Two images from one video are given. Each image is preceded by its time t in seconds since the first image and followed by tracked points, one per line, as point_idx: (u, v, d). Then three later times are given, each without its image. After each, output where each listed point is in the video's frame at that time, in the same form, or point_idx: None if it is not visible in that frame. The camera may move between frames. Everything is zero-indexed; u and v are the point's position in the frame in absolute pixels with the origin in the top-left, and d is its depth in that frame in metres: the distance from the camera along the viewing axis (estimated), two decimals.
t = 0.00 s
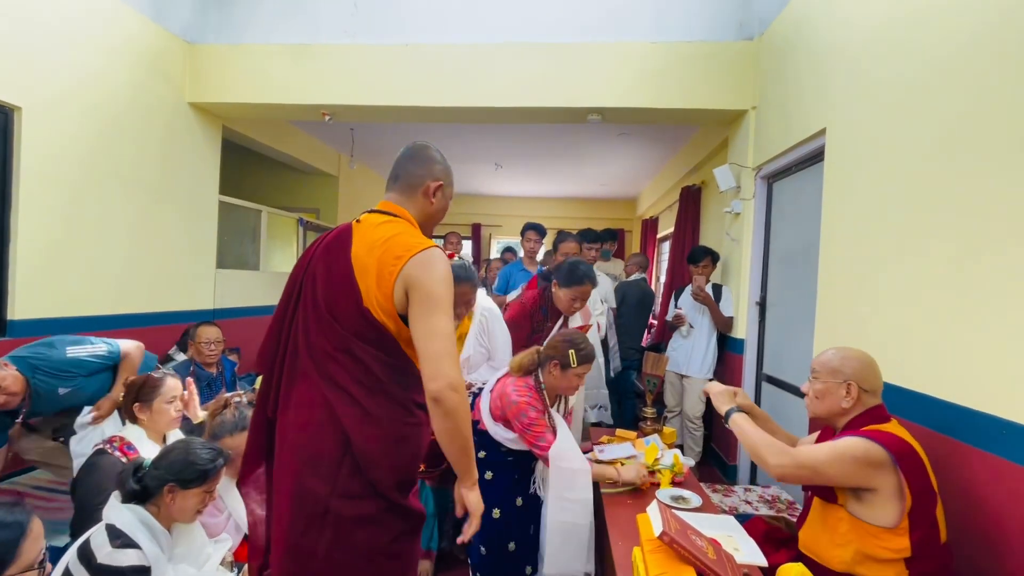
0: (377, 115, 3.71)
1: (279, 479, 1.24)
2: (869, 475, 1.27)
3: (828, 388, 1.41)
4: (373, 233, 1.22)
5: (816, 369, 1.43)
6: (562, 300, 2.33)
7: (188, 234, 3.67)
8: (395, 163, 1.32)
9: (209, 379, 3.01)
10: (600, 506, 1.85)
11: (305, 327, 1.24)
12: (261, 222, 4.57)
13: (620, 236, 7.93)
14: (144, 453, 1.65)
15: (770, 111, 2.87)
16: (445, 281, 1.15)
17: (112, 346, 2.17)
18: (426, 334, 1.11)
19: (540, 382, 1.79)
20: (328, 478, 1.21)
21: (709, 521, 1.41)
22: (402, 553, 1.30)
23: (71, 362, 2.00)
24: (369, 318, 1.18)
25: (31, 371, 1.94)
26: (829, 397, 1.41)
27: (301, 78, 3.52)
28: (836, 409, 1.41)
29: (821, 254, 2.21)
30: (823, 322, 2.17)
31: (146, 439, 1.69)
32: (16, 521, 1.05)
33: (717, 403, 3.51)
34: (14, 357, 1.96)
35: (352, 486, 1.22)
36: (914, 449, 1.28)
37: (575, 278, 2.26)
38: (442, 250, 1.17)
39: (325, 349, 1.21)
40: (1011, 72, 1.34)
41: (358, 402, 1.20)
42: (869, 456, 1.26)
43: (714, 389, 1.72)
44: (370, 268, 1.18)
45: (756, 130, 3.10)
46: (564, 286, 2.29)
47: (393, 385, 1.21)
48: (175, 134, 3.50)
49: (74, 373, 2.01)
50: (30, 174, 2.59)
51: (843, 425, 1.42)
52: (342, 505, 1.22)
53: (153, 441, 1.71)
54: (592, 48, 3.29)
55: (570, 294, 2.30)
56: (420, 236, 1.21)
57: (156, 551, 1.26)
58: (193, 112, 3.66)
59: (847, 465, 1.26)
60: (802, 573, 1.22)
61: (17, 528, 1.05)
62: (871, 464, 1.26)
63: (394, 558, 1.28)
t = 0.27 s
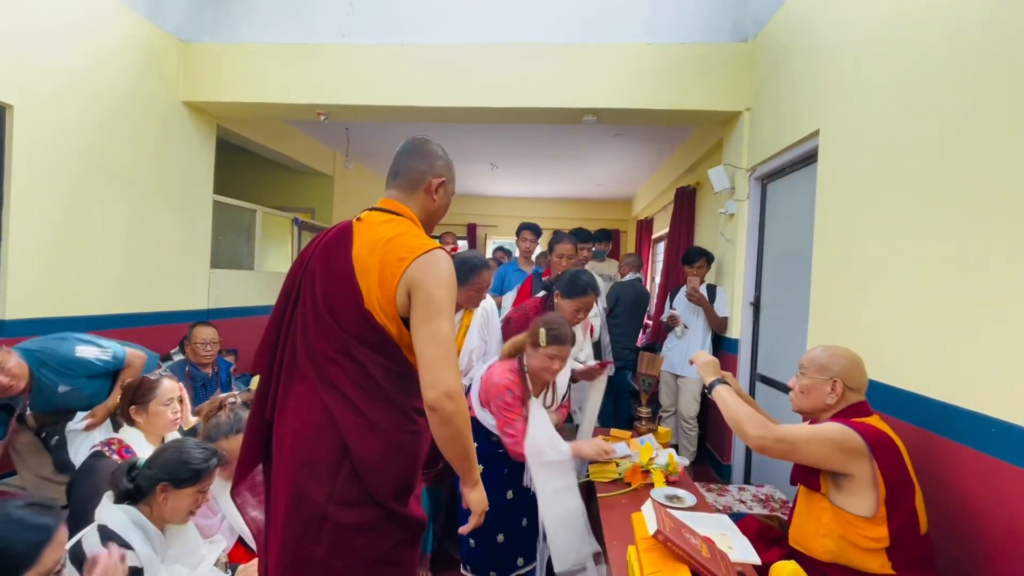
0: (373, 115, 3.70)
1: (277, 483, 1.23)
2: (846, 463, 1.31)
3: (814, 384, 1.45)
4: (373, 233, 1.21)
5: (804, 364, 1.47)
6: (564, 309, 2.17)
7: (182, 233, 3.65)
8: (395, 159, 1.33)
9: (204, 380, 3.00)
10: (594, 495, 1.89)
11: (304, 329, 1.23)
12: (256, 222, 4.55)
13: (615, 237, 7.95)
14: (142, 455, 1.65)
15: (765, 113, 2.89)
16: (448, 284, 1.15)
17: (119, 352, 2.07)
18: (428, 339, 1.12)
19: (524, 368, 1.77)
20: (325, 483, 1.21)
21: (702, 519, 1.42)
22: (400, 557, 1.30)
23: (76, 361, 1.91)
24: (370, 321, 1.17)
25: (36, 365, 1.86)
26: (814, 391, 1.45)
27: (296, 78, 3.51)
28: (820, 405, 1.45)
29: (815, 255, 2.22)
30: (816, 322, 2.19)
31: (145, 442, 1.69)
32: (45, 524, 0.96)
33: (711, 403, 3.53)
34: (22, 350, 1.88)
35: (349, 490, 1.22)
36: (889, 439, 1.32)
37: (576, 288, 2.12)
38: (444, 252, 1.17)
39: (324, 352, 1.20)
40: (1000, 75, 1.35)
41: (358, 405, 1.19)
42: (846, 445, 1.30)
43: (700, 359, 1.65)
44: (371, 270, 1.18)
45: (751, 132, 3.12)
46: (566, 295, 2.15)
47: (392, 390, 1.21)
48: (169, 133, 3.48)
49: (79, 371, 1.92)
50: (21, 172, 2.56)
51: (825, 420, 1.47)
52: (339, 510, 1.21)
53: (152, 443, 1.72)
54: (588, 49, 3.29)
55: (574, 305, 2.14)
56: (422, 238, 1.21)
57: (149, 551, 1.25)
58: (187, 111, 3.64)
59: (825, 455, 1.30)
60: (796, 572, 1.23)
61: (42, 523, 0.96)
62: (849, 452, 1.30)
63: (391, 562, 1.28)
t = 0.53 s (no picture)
0: (371, 116, 3.70)
1: (282, 483, 1.23)
2: (832, 455, 1.34)
3: (804, 383, 1.49)
4: (380, 232, 1.22)
5: (794, 364, 1.51)
6: (580, 333, 2.00)
7: (178, 234, 3.63)
8: (398, 158, 1.33)
9: (202, 381, 2.98)
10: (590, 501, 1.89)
11: (311, 328, 1.23)
12: (253, 223, 4.53)
13: (612, 237, 7.97)
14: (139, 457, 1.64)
15: (761, 115, 2.90)
16: (455, 286, 1.16)
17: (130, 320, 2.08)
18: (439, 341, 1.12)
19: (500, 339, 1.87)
20: (332, 483, 1.21)
21: (699, 520, 1.42)
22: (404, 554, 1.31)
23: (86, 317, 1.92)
24: (377, 320, 1.17)
25: (48, 314, 1.87)
26: (803, 391, 1.49)
27: (293, 78, 3.50)
28: (810, 404, 1.48)
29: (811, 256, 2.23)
30: (812, 323, 2.20)
31: (143, 444, 1.68)
32: (68, 535, 0.97)
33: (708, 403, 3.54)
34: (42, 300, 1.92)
35: (356, 490, 1.22)
36: (875, 435, 1.36)
37: (592, 312, 1.95)
38: (451, 252, 1.18)
39: (332, 352, 1.20)
40: (994, 80, 1.36)
41: (365, 406, 1.19)
42: (832, 438, 1.33)
43: (683, 345, 1.64)
44: (379, 269, 1.18)
45: (747, 133, 3.13)
46: (582, 318, 1.98)
47: (399, 391, 1.21)
48: (165, 133, 3.47)
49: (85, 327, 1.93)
50: (15, 173, 2.54)
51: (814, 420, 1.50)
52: (345, 510, 1.21)
53: (151, 445, 1.70)
54: (586, 50, 3.30)
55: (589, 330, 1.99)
56: (429, 238, 1.21)
57: (145, 552, 1.25)
58: (183, 111, 3.63)
59: (811, 445, 1.33)
60: (793, 571, 1.21)
61: (61, 535, 0.95)
62: (834, 445, 1.33)
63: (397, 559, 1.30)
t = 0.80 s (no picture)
0: (366, 114, 3.69)
1: (301, 484, 1.23)
2: (803, 443, 1.37)
3: (783, 380, 1.53)
4: (380, 233, 1.23)
5: (774, 363, 1.56)
6: (604, 361, 1.80)
7: (172, 233, 3.61)
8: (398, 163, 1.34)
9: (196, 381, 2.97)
10: (586, 499, 1.85)
11: (321, 331, 1.24)
12: (247, 221, 4.51)
13: (608, 236, 7.98)
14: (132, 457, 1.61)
15: (756, 114, 2.91)
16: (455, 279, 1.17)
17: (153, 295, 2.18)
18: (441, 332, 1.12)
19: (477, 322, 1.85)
20: (353, 480, 1.21)
21: (694, 518, 1.43)
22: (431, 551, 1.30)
23: (112, 285, 2.03)
24: (384, 318, 1.19)
25: (84, 273, 2.00)
26: (783, 388, 1.53)
27: (288, 76, 3.49)
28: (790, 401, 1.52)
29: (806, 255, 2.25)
30: (807, 322, 2.21)
31: (135, 443, 1.65)
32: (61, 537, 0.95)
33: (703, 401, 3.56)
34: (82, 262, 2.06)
35: (378, 486, 1.22)
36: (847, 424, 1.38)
37: (618, 341, 1.74)
38: (450, 247, 1.20)
39: (343, 352, 1.21)
40: (987, 82, 1.38)
41: (379, 403, 1.20)
42: (802, 426, 1.36)
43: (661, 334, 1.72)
44: (382, 269, 1.19)
45: (742, 133, 3.14)
46: (607, 346, 1.77)
47: (413, 386, 1.22)
48: (158, 132, 3.44)
49: (109, 292, 2.03)
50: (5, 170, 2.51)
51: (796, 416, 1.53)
52: (370, 507, 1.21)
53: (142, 445, 1.67)
54: (582, 50, 3.30)
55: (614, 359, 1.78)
56: (429, 236, 1.23)
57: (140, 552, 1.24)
58: (176, 109, 3.60)
59: (783, 431, 1.36)
60: (787, 570, 1.20)
61: (55, 535, 0.94)
62: (805, 432, 1.36)
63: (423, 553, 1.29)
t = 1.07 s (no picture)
0: (363, 114, 3.68)
1: (326, 484, 1.25)
2: (795, 441, 1.37)
3: (770, 381, 1.53)
4: (415, 237, 1.29)
5: (760, 364, 1.56)
6: (618, 382, 1.71)
7: (167, 232, 3.59)
8: (436, 171, 1.41)
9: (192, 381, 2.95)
10: (585, 501, 1.82)
11: (349, 331, 1.27)
12: (243, 221, 4.48)
13: (605, 236, 7.99)
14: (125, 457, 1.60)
15: (753, 115, 2.92)
16: (493, 285, 1.25)
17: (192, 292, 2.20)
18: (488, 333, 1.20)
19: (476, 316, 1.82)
20: (380, 481, 1.25)
21: (690, 518, 1.43)
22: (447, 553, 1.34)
23: (166, 271, 2.09)
24: (422, 319, 1.25)
25: (146, 255, 2.05)
26: (769, 389, 1.54)
27: (285, 76, 3.48)
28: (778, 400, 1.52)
29: (803, 256, 2.25)
30: (804, 322, 2.21)
31: (128, 443, 1.64)
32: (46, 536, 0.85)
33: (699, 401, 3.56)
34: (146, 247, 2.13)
35: (402, 487, 1.26)
36: (836, 422, 1.39)
37: (632, 361, 1.65)
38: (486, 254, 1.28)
39: (374, 353, 1.24)
40: (982, 83, 1.38)
41: (411, 404, 1.24)
42: (793, 425, 1.36)
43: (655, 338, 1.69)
44: (424, 272, 1.26)
45: (739, 133, 3.15)
46: (621, 366, 1.68)
47: (443, 388, 1.27)
48: (154, 131, 3.43)
49: (161, 278, 2.08)
50: None
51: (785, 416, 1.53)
52: (394, 509, 1.25)
53: (135, 446, 1.66)
54: (579, 50, 3.30)
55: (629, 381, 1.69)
56: (462, 242, 1.30)
57: (135, 554, 1.24)
58: (172, 108, 3.58)
59: (775, 429, 1.37)
60: (784, 569, 1.18)
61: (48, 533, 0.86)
62: (796, 430, 1.37)
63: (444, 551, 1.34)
